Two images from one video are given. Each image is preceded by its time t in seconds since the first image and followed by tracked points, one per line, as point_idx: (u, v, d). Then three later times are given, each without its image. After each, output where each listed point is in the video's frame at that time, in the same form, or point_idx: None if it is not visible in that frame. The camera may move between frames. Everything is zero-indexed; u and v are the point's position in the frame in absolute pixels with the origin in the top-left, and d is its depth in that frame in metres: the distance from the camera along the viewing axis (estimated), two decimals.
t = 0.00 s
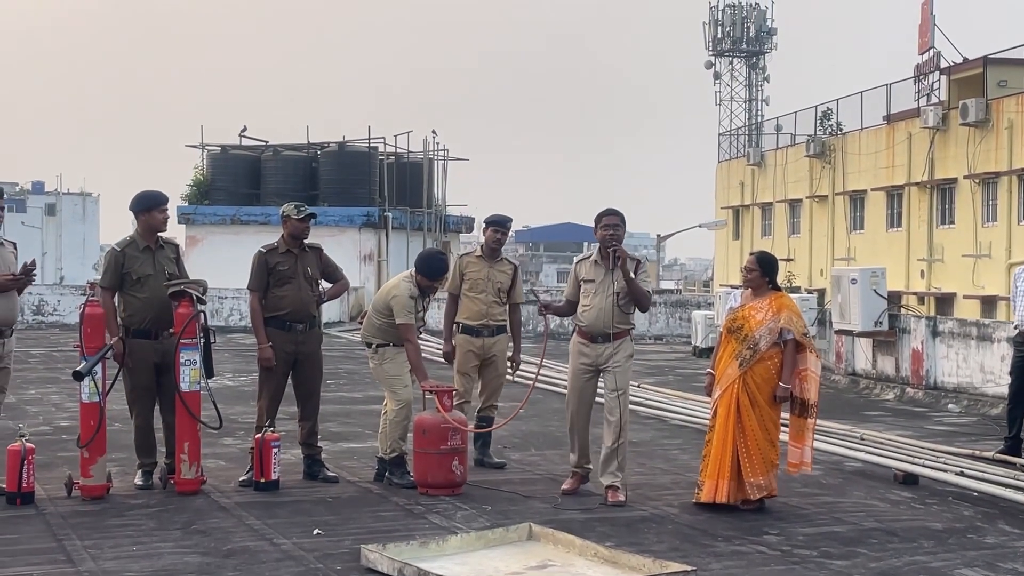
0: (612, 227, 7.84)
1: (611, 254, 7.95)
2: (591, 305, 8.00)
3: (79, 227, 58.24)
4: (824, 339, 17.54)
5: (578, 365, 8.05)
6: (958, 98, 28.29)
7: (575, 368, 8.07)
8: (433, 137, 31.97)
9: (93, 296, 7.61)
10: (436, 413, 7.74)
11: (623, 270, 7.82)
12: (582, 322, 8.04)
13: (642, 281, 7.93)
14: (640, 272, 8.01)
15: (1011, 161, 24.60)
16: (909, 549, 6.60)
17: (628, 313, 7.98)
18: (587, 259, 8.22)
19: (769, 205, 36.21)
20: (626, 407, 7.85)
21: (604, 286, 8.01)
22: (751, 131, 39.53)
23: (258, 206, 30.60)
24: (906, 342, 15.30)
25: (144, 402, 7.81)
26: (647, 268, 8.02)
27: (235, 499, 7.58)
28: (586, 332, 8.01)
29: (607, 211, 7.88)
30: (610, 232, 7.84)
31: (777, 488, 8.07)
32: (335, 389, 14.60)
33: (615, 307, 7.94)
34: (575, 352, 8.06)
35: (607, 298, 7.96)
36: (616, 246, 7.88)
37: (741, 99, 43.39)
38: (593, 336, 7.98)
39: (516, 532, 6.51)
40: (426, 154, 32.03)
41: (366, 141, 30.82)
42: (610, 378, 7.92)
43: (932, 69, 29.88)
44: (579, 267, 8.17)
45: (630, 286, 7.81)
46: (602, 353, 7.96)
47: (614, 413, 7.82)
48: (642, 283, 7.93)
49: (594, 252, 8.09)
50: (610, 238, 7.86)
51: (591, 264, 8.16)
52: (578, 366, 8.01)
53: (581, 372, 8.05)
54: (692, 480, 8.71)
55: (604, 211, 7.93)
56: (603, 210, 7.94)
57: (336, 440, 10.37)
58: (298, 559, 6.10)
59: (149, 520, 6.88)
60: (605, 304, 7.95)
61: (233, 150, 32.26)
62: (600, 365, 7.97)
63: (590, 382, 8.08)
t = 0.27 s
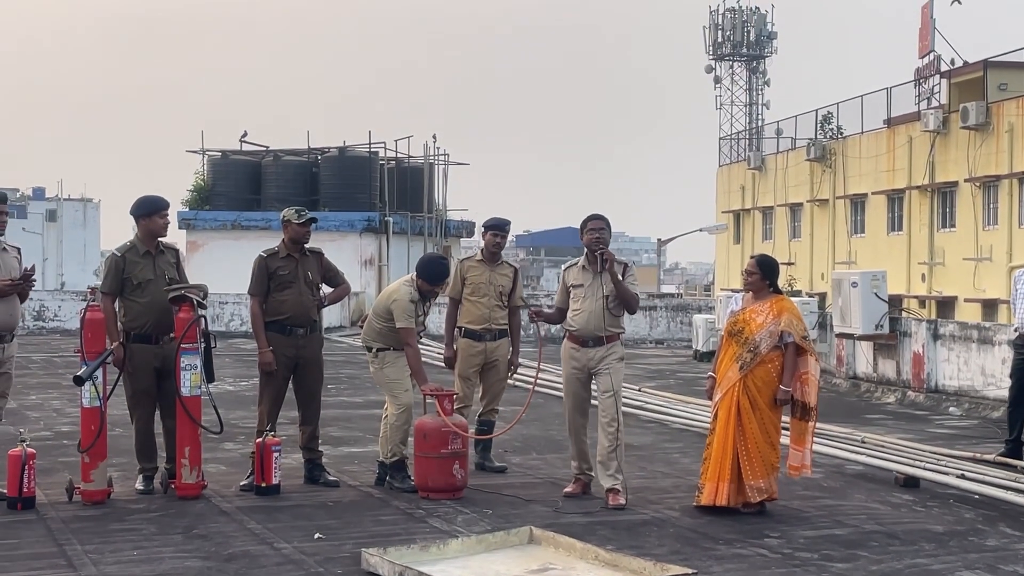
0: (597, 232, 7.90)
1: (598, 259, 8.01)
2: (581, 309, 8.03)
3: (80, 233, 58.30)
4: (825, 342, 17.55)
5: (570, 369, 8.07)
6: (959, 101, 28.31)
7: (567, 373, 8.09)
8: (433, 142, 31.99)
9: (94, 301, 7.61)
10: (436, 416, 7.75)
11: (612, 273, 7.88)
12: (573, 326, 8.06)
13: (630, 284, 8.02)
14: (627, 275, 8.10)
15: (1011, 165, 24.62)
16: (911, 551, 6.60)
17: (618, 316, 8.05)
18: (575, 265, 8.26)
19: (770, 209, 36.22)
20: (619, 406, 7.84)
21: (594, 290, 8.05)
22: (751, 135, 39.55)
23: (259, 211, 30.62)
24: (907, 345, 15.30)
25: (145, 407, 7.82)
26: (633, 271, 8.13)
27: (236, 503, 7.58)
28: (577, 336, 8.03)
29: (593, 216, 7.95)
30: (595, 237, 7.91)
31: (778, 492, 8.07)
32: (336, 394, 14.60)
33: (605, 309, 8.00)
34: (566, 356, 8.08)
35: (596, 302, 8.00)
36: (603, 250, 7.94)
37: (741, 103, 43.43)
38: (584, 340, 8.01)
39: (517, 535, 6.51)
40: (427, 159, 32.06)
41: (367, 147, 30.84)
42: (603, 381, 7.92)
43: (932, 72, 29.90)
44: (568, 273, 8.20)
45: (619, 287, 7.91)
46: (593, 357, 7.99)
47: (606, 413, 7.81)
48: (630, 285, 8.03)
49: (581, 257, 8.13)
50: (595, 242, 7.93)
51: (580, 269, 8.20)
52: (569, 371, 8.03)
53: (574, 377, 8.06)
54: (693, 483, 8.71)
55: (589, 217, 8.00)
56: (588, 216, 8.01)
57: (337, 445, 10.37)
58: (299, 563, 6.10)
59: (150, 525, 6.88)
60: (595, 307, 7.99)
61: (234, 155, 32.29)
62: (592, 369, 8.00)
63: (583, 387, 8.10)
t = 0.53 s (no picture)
0: (585, 233, 7.96)
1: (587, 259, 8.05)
2: (573, 309, 8.05)
3: (80, 237, 58.33)
4: (825, 344, 17.57)
5: (565, 368, 8.09)
6: (959, 103, 28.32)
7: (562, 372, 8.11)
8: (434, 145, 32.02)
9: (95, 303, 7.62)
10: (437, 418, 7.78)
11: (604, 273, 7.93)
12: (567, 326, 8.09)
13: (620, 283, 8.10)
14: (618, 274, 8.16)
15: (1011, 167, 24.64)
16: (911, 551, 6.61)
17: (610, 316, 8.10)
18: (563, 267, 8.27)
19: (770, 212, 36.25)
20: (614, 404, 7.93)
21: (586, 290, 8.09)
22: (751, 138, 39.57)
23: (259, 215, 30.64)
24: (907, 347, 15.32)
25: (145, 409, 7.83)
26: (623, 270, 8.19)
27: (237, 506, 7.59)
28: (571, 336, 8.06)
29: (578, 218, 7.99)
30: (582, 238, 7.95)
31: (778, 492, 8.08)
32: (336, 397, 14.61)
33: (598, 308, 8.04)
34: (561, 356, 8.09)
35: (589, 301, 8.04)
36: (592, 251, 7.98)
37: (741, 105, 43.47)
38: (578, 339, 8.05)
39: (517, 536, 6.52)
40: (427, 163, 32.09)
41: (366, 150, 30.87)
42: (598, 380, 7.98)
43: (932, 74, 29.92)
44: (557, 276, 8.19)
45: (610, 286, 7.97)
46: (587, 355, 8.04)
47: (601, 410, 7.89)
48: (621, 284, 8.10)
49: (570, 259, 8.14)
50: (583, 244, 7.96)
51: (569, 270, 8.20)
52: (564, 369, 8.07)
53: (570, 376, 8.10)
54: (693, 484, 8.71)
55: (575, 218, 8.04)
56: (574, 217, 8.05)
57: (338, 447, 10.38)
58: (299, 563, 6.11)
59: (151, 527, 6.88)
60: (588, 306, 8.03)
61: (234, 159, 32.32)
62: (587, 367, 8.04)
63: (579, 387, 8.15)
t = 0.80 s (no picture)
0: (581, 234, 7.98)
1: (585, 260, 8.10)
2: (575, 310, 8.10)
3: (82, 240, 58.38)
4: (826, 347, 17.57)
5: (568, 367, 8.12)
6: (959, 105, 28.33)
7: (565, 372, 8.13)
8: (435, 148, 32.05)
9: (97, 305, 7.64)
10: (439, 420, 7.79)
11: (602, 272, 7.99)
12: (569, 326, 8.12)
13: (621, 284, 8.14)
14: (617, 275, 8.22)
15: (1012, 169, 24.65)
16: (911, 552, 6.63)
17: (612, 316, 8.13)
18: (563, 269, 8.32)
19: (771, 214, 36.27)
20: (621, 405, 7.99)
21: (586, 291, 8.14)
22: (752, 141, 39.60)
23: (261, 218, 30.67)
24: (908, 349, 15.34)
25: (149, 411, 7.85)
26: (623, 271, 8.26)
27: (239, 508, 7.61)
28: (574, 335, 8.09)
29: (575, 219, 8.03)
30: (579, 239, 7.98)
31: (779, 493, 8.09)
32: (338, 399, 14.63)
33: (600, 308, 8.08)
34: (564, 356, 8.12)
35: (590, 301, 8.09)
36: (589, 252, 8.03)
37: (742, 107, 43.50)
38: (581, 339, 8.07)
39: (519, 537, 6.55)
40: (428, 165, 32.12)
41: (368, 153, 30.90)
42: (602, 381, 8.02)
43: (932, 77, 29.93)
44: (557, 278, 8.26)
45: (611, 287, 8.03)
46: (591, 355, 8.05)
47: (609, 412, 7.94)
48: (621, 285, 8.14)
49: (570, 261, 8.21)
50: (580, 245, 7.99)
51: (569, 272, 8.26)
52: (568, 369, 8.08)
53: (572, 377, 8.11)
54: (694, 486, 8.73)
55: (572, 220, 8.07)
56: (570, 219, 8.07)
57: (340, 449, 10.40)
58: (302, 565, 6.13)
59: (153, 529, 6.91)
60: (590, 306, 8.07)
61: (236, 162, 32.34)
62: (590, 367, 8.06)
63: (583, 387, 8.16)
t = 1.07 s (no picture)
0: (589, 237, 8.04)
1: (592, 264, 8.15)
2: (583, 311, 8.14)
3: (83, 242, 58.36)
4: (827, 348, 17.56)
5: (575, 367, 8.13)
6: (960, 107, 28.32)
7: (572, 372, 8.14)
8: (436, 150, 32.05)
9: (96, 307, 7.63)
10: (440, 421, 7.76)
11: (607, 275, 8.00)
12: (578, 327, 8.17)
13: (627, 285, 8.11)
14: (626, 277, 8.21)
15: (1014, 170, 24.63)
16: (912, 553, 6.62)
17: (621, 317, 8.14)
18: (573, 270, 8.38)
19: (772, 215, 36.25)
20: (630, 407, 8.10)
21: (594, 292, 8.17)
22: (753, 142, 39.59)
23: (262, 220, 30.67)
24: (909, 350, 15.33)
25: (155, 413, 7.83)
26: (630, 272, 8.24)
27: (239, 509, 7.60)
28: (582, 336, 8.13)
29: (582, 223, 8.09)
30: (587, 242, 8.04)
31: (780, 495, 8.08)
32: (338, 401, 14.62)
33: (607, 310, 8.09)
34: (572, 356, 8.16)
35: (597, 303, 8.10)
36: (596, 256, 8.09)
37: (743, 108, 43.51)
38: (589, 339, 8.10)
39: (519, 539, 6.54)
40: (429, 167, 32.11)
41: (368, 155, 30.90)
42: (609, 383, 8.10)
43: (933, 78, 29.91)
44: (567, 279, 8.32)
45: (618, 289, 7.99)
46: (600, 356, 8.09)
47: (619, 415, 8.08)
48: (629, 287, 8.13)
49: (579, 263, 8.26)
50: (588, 247, 8.05)
51: (578, 274, 8.31)
52: (575, 369, 8.10)
53: (578, 377, 8.11)
54: (695, 487, 8.73)
55: (581, 223, 8.13)
56: (580, 222, 8.13)
57: (340, 451, 10.40)
58: (302, 567, 6.12)
59: (153, 531, 6.90)
60: (597, 307, 8.09)
61: (237, 164, 32.34)
62: (598, 368, 8.10)
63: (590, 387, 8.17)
